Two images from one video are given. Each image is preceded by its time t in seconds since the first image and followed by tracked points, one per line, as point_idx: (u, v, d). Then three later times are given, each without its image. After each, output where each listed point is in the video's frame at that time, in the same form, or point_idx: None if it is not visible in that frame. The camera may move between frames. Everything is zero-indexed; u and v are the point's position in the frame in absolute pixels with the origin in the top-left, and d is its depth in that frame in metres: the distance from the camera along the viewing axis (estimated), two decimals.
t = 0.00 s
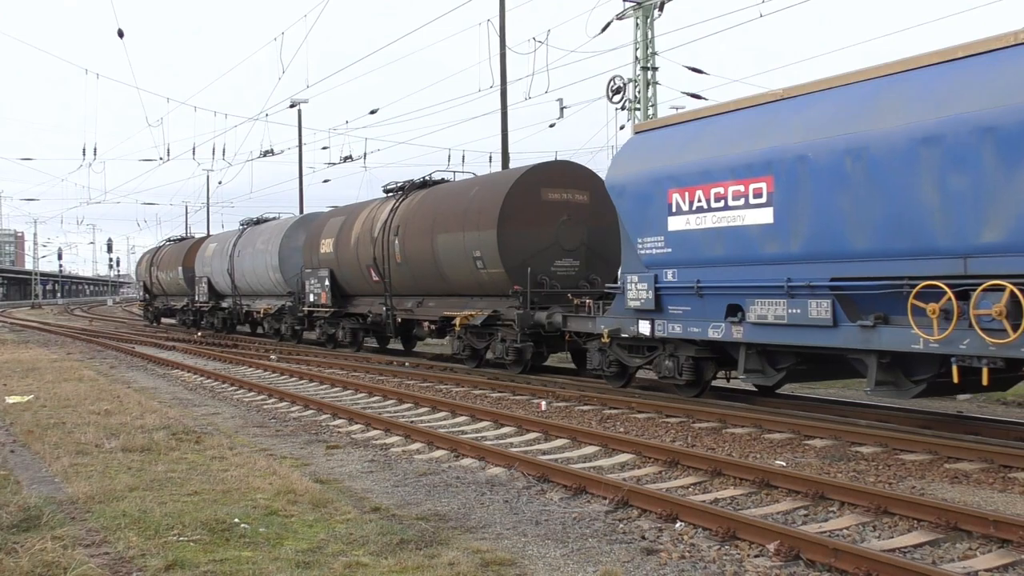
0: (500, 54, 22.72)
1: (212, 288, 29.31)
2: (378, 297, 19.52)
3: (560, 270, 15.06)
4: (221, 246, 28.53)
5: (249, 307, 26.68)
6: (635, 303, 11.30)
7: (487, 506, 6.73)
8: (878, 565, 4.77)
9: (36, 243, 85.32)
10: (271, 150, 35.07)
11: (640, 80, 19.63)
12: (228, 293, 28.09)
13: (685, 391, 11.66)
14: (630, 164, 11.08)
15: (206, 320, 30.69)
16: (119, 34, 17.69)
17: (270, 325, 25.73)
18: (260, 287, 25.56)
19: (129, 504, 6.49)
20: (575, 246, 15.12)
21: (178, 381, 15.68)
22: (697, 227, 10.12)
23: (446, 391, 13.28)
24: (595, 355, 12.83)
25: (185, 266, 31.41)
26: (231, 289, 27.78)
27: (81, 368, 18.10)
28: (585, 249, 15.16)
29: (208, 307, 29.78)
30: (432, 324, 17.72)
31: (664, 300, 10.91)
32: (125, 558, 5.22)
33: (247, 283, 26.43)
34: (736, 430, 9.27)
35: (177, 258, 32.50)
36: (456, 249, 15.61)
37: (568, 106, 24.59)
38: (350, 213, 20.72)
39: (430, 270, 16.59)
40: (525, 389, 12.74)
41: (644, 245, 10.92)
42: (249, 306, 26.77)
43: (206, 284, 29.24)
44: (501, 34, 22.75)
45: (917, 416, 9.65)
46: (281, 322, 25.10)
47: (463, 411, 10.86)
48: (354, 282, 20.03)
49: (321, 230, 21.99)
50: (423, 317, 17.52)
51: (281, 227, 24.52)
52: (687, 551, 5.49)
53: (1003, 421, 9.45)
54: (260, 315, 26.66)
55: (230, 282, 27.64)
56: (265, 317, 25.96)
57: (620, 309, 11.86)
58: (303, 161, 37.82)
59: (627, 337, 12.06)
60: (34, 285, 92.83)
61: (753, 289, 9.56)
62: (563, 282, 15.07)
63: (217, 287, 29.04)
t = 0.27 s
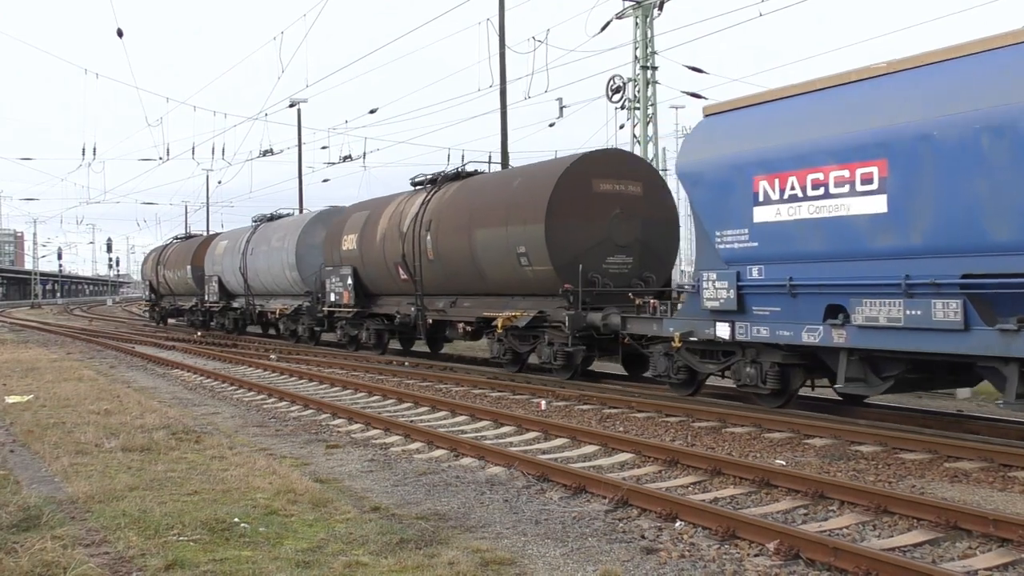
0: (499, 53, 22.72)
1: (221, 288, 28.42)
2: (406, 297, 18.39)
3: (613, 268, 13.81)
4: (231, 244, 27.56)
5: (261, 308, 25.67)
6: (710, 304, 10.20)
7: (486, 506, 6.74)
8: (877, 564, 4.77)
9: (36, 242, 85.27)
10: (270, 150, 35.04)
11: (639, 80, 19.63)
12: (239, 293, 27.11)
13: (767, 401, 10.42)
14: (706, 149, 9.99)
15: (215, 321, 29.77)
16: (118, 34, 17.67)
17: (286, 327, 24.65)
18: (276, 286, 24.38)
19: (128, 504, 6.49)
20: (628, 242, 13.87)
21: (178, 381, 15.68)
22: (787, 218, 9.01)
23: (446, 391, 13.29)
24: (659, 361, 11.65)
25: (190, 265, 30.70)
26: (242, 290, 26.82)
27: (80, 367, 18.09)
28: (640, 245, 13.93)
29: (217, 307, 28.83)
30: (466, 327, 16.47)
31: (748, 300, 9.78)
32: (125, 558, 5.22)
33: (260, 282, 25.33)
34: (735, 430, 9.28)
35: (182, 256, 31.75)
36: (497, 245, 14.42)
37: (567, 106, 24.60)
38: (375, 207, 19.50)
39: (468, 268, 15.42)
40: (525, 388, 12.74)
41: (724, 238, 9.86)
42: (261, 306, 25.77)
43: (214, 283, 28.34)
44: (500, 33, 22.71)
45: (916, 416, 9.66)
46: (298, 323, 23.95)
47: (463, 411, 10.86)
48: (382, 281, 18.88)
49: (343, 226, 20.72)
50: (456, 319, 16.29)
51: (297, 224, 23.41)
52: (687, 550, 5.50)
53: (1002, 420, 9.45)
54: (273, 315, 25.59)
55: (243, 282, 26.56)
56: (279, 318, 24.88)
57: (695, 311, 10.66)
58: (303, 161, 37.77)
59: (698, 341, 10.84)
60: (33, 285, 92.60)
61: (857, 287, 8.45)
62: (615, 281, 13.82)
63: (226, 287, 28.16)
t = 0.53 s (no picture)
0: (498, 52, 22.72)
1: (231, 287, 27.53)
2: (433, 295, 17.42)
3: (668, 265, 12.69)
4: (242, 241, 26.66)
5: (274, 307, 24.79)
6: (796, 304, 9.15)
7: (485, 505, 6.73)
8: (877, 564, 4.77)
9: (35, 241, 85.14)
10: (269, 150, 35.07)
11: (637, 79, 19.63)
12: (251, 293, 26.29)
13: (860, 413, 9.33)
14: (791, 131, 9.00)
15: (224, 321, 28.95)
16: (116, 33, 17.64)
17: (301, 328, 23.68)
18: (292, 285, 23.39)
19: (127, 503, 6.48)
20: (684, 238, 12.76)
21: (176, 380, 15.67)
22: (895, 208, 7.96)
23: (445, 390, 13.29)
24: (731, 367, 10.58)
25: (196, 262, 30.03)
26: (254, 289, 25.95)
27: (79, 367, 18.08)
28: (696, 240, 12.85)
29: (227, 307, 28.04)
30: (502, 327, 15.55)
31: (845, 300, 8.72)
32: (123, 557, 5.21)
33: (275, 280, 24.35)
34: (734, 429, 9.28)
35: (189, 255, 31.03)
36: (539, 240, 13.38)
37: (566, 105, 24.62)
38: (400, 201, 18.42)
39: (506, 265, 14.32)
40: (524, 387, 12.73)
41: (814, 230, 8.87)
42: (275, 306, 24.88)
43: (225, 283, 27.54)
44: (499, 32, 22.70)
45: (914, 415, 9.66)
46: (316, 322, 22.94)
47: (461, 410, 10.86)
48: (409, 278, 17.76)
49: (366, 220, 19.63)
50: (490, 319, 15.30)
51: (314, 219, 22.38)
52: (686, 550, 5.49)
53: (1001, 419, 9.46)
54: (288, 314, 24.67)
55: (255, 280, 25.62)
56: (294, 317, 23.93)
57: (775, 313, 9.59)
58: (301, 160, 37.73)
59: (778, 345, 9.79)
60: (31, 283, 92.26)
61: (926, 286, 7.86)
62: (671, 279, 12.69)
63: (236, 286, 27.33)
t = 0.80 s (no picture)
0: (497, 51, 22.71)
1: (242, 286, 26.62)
2: (466, 295, 16.24)
3: (735, 262, 11.51)
4: (255, 238, 25.70)
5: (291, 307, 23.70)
6: (906, 305, 8.01)
7: (485, 505, 6.73)
8: (876, 563, 4.77)
9: (34, 240, 85.04)
10: (268, 149, 35.07)
11: (637, 79, 19.62)
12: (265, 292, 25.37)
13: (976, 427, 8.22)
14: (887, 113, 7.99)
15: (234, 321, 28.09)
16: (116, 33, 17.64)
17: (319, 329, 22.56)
18: (311, 283, 22.30)
19: (126, 503, 6.48)
20: (753, 232, 11.59)
21: (176, 379, 15.68)
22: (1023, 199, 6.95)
23: (444, 390, 13.29)
24: (819, 374, 9.38)
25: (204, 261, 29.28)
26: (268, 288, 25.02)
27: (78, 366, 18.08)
28: (764, 235, 11.68)
29: (238, 307, 27.19)
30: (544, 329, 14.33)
31: (967, 301, 7.58)
32: (123, 557, 5.21)
33: (292, 279, 23.26)
34: (733, 428, 9.28)
35: (197, 252, 30.24)
36: (590, 235, 12.26)
37: (565, 105, 24.60)
38: (430, 194, 17.23)
39: (550, 262, 13.23)
40: (523, 387, 12.73)
41: (929, 222, 7.75)
42: (292, 306, 23.87)
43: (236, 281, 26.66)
44: (499, 32, 22.70)
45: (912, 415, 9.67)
46: (336, 322, 21.81)
47: (461, 409, 10.87)
48: (439, 276, 16.60)
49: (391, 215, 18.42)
50: (533, 320, 14.11)
51: (334, 214, 21.30)
52: (685, 549, 5.49)
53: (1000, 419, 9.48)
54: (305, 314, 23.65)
55: (270, 279, 24.58)
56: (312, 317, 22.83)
57: (882, 316, 8.43)
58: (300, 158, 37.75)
59: (881, 349, 8.65)
60: (31, 283, 92.38)
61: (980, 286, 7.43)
62: (738, 277, 11.56)
63: (247, 285, 26.44)
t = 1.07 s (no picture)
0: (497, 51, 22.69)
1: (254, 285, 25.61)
2: (506, 294, 15.07)
3: (821, 258, 10.38)
4: (268, 235, 24.61)
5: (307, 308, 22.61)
6: None
7: (484, 504, 6.73)
8: (876, 563, 4.77)
9: (33, 239, 85.06)
10: (268, 149, 35.08)
11: (636, 78, 19.61)
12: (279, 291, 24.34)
13: None
14: None
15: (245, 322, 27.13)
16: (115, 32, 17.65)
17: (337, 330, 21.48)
18: (332, 282, 21.11)
19: (125, 502, 6.48)
20: (841, 225, 10.47)
21: (175, 378, 15.68)
22: None
23: (443, 389, 13.30)
24: (942, 386, 8.37)
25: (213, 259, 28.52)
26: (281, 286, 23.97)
27: (78, 365, 18.08)
28: (852, 229, 10.55)
29: (249, 307, 26.26)
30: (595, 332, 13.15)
31: None
32: (122, 556, 5.21)
33: (310, 278, 22.07)
34: (732, 428, 9.28)
35: (206, 250, 29.37)
36: (655, 228, 11.10)
37: (565, 104, 24.57)
38: (464, 186, 16.03)
39: (602, 261, 12.12)
40: (522, 386, 12.73)
41: None
42: (309, 306, 22.77)
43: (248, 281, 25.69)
44: (498, 31, 22.71)
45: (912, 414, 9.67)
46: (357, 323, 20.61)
47: (460, 409, 10.87)
48: (472, 274, 15.52)
49: (420, 209, 17.22)
50: (583, 322, 12.98)
51: (356, 209, 20.14)
52: (684, 549, 5.49)
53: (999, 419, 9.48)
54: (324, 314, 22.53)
55: (285, 278, 23.41)
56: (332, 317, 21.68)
57: None
58: (300, 157, 37.77)
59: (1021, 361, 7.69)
60: (31, 283, 92.65)
61: None
62: (826, 275, 10.43)
63: (260, 284, 25.44)
